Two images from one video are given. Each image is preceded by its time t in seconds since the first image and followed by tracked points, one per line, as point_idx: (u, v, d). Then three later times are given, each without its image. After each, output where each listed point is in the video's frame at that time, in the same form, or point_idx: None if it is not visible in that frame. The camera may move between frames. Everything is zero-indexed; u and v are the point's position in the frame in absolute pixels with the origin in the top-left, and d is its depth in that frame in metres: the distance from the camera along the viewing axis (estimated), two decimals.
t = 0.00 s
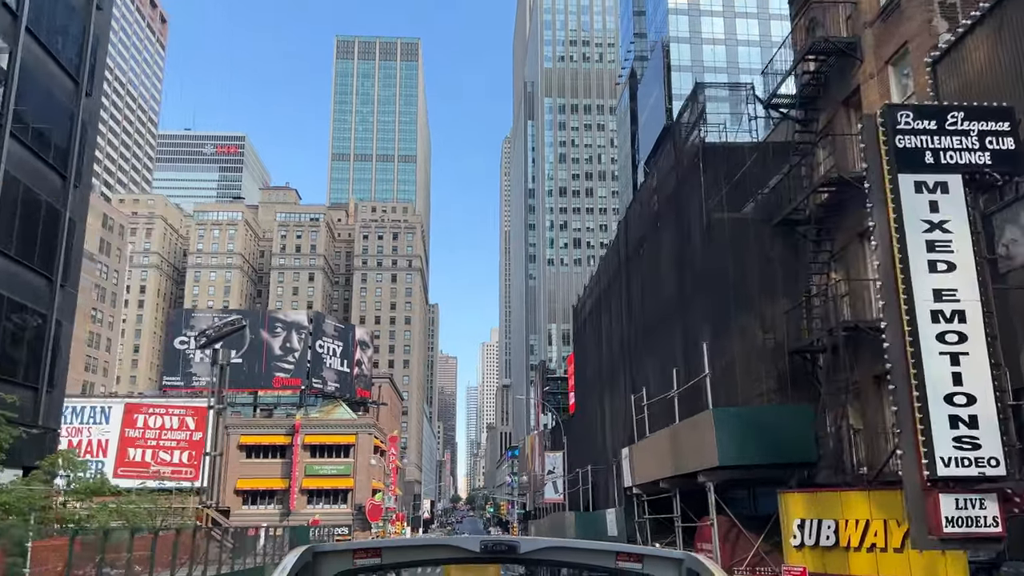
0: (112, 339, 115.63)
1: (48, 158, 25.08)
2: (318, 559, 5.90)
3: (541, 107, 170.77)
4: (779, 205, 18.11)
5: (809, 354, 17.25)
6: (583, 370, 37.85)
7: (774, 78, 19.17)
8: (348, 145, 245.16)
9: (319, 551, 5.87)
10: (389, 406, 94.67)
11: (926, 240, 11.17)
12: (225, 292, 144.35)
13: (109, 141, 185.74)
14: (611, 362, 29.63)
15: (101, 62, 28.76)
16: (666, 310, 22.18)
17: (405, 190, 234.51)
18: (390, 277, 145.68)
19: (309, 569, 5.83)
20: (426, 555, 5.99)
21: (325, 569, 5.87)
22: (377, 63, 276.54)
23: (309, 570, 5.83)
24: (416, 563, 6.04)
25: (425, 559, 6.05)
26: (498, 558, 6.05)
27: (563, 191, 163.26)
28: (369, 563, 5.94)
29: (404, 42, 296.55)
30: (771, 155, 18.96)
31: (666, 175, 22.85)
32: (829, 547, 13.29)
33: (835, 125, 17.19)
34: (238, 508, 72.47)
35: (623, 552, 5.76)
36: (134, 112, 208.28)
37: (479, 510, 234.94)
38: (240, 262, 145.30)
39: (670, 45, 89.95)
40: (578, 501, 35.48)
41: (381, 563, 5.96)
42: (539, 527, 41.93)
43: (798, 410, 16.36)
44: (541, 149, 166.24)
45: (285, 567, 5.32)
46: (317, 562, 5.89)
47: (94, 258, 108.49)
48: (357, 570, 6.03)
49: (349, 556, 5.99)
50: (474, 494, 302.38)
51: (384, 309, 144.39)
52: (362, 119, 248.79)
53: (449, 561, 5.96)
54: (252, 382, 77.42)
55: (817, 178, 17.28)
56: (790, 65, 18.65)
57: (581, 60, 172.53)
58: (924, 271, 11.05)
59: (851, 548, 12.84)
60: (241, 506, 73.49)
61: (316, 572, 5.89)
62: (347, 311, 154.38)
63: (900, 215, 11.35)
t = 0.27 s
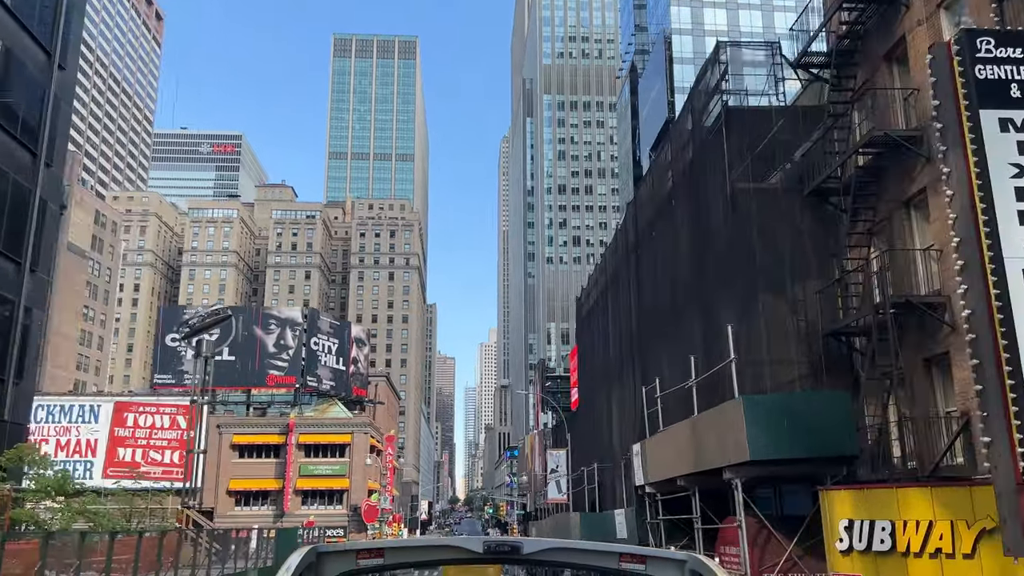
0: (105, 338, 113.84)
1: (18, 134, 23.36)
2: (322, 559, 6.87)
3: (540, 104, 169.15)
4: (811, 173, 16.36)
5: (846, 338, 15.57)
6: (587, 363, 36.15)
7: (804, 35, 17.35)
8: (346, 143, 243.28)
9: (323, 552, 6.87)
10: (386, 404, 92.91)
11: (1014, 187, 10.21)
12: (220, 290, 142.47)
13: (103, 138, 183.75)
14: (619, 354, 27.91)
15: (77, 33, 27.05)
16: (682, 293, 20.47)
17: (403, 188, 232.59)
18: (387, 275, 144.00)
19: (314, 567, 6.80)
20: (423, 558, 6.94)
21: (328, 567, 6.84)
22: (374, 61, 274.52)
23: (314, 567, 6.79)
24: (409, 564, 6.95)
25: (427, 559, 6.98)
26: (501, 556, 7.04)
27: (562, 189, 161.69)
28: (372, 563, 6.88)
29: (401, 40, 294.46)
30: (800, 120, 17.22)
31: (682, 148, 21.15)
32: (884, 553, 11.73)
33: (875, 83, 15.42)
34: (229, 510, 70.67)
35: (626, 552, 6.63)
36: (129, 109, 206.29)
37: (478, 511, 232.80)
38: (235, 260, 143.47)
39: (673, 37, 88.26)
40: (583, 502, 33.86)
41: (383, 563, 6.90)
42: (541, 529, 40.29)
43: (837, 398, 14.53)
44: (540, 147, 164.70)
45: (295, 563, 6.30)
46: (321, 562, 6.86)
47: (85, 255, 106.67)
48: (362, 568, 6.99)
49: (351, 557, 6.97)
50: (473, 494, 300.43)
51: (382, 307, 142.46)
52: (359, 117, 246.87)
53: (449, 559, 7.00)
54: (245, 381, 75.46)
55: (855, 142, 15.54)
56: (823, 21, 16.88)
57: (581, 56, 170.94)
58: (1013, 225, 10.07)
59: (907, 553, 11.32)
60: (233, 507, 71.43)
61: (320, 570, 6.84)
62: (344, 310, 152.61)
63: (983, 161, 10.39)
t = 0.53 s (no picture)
0: (99, 337, 112.07)
1: None
2: (324, 566, 6.99)
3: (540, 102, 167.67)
4: (850, 136, 14.67)
5: (891, 318, 13.86)
6: (592, 358, 34.56)
7: None
8: (344, 142, 241.55)
9: (323, 562, 6.99)
10: (384, 404, 91.22)
11: None
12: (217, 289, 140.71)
13: (99, 136, 181.95)
14: (630, 344, 26.27)
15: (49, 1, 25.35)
16: (702, 274, 18.85)
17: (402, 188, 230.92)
18: (385, 274, 142.39)
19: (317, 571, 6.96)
20: (422, 563, 7.08)
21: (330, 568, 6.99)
22: (373, 61, 272.90)
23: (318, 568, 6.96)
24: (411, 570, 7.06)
25: (422, 567, 7.12)
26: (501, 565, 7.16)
27: (562, 187, 160.17)
28: (373, 573, 6.99)
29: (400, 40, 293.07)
30: (836, 79, 15.53)
31: (700, 118, 19.54)
32: (958, 559, 10.63)
33: (924, 32, 13.71)
34: (222, 512, 68.90)
35: (625, 562, 6.74)
36: (125, 107, 204.52)
37: (477, 514, 230.57)
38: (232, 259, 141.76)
39: (675, 30, 86.63)
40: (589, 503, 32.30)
41: (384, 571, 7.03)
42: (544, 532, 38.72)
43: (886, 384, 12.77)
44: (540, 145, 163.20)
45: (299, 568, 6.48)
46: (323, 567, 6.99)
47: (78, 252, 105.00)
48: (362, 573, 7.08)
49: (352, 566, 7.04)
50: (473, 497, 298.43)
51: (380, 307, 140.74)
52: (358, 117, 245.20)
53: (451, 571, 7.10)
54: (239, 380, 73.47)
55: (901, 98, 13.84)
56: None
57: (581, 54, 169.55)
58: None
59: (987, 560, 10.26)
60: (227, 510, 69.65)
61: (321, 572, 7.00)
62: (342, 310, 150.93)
63: None
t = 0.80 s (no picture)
0: (95, 336, 110.60)
1: None
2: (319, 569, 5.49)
3: (542, 100, 166.03)
4: (900, 88, 12.98)
5: (950, 290, 12.26)
6: (599, 352, 32.97)
7: None
8: (345, 142, 240.00)
9: (319, 565, 5.46)
10: (384, 404, 89.43)
11: None
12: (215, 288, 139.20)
13: (97, 135, 180.64)
14: (642, 332, 24.68)
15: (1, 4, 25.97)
16: (727, 251, 17.22)
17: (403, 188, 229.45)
18: (386, 273, 140.77)
19: None
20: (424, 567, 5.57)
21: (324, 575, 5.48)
22: (374, 60, 271.48)
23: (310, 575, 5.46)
24: None
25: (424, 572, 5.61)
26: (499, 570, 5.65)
27: (564, 185, 158.56)
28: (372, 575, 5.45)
29: (401, 39, 291.54)
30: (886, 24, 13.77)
31: (727, 81, 17.99)
32: None
33: None
34: (218, 513, 66.86)
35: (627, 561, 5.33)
36: (124, 106, 203.23)
37: (479, 516, 228.99)
38: (231, 257, 140.29)
39: (681, 23, 84.77)
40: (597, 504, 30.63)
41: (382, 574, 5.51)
42: (550, 534, 37.02)
43: (954, 365, 10.96)
44: (542, 143, 161.56)
45: None
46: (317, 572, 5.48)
47: (74, 250, 103.52)
48: None
49: (350, 569, 5.48)
50: (474, 498, 296.75)
51: (380, 306, 139.10)
52: (359, 116, 244.01)
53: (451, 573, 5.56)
54: (235, 378, 71.70)
55: (962, 45, 12.21)
56: None
57: (583, 51, 167.90)
58: None
59: None
60: (223, 510, 67.55)
61: None
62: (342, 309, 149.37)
63: None
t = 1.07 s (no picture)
0: (91, 332, 108.95)
1: None
2: (328, 564, 6.85)
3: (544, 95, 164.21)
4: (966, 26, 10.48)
5: None
6: (608, 345, 31.24)
7: None
8: (346, 138, 238.28)
9: (328, 559, 6.84)
10: (384, 401, 87.73)
11: None
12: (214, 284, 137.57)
13: (97, 130, 179.06)
14: (659, 316, 22.92)
15: None
16: (762, 221, 15.51)
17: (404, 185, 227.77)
18: (387, 269, 139.09)
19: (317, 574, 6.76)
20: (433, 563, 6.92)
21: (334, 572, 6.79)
22: (375, 56, 269.67)
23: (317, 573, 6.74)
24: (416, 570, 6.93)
25: (427, 568, 6.95)
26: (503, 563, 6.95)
27: (567, 181, 156.85)
28: (377, 570, 6.81)
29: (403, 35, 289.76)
30: None
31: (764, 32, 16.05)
32: None
33: None
34: (213, 511, 65.33)
35: (628, 560, 6.52)
36: (123, 101, 201.52)
37: (480, 516, 227.36)
38: (230, 253, 138.70)
39: (688, 12, 82.87)
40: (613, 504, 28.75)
41: (387, 569, 6.88)
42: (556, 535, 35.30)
43: None
44: (544, 139, 159.85)
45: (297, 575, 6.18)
46: (325, 569, 6.80)
47: (70, 244, 101.87)
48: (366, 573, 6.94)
49: (357, 563, 6.89)
50: (475, 497, 295.09)
51: (381, 303, 137.46)
52: (359, 113, 242.33)
53: (456, 567, 6.82)
54: (231, 374, 70.11)
55: None
56: None
57: (586, 46, 166.12)
58: None
59: None
60: (218, 509, 65.85)
61: None
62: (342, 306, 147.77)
63: None
